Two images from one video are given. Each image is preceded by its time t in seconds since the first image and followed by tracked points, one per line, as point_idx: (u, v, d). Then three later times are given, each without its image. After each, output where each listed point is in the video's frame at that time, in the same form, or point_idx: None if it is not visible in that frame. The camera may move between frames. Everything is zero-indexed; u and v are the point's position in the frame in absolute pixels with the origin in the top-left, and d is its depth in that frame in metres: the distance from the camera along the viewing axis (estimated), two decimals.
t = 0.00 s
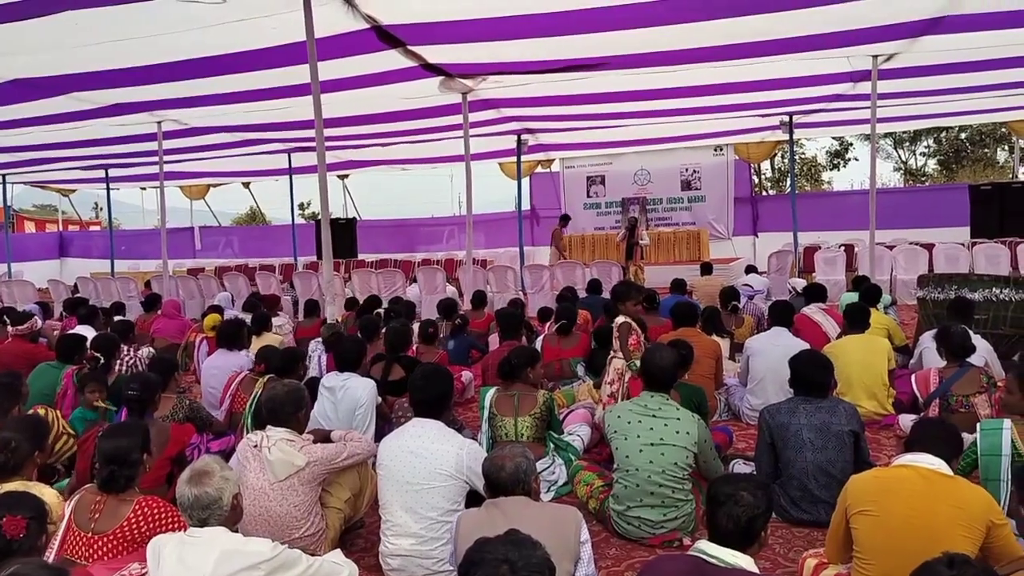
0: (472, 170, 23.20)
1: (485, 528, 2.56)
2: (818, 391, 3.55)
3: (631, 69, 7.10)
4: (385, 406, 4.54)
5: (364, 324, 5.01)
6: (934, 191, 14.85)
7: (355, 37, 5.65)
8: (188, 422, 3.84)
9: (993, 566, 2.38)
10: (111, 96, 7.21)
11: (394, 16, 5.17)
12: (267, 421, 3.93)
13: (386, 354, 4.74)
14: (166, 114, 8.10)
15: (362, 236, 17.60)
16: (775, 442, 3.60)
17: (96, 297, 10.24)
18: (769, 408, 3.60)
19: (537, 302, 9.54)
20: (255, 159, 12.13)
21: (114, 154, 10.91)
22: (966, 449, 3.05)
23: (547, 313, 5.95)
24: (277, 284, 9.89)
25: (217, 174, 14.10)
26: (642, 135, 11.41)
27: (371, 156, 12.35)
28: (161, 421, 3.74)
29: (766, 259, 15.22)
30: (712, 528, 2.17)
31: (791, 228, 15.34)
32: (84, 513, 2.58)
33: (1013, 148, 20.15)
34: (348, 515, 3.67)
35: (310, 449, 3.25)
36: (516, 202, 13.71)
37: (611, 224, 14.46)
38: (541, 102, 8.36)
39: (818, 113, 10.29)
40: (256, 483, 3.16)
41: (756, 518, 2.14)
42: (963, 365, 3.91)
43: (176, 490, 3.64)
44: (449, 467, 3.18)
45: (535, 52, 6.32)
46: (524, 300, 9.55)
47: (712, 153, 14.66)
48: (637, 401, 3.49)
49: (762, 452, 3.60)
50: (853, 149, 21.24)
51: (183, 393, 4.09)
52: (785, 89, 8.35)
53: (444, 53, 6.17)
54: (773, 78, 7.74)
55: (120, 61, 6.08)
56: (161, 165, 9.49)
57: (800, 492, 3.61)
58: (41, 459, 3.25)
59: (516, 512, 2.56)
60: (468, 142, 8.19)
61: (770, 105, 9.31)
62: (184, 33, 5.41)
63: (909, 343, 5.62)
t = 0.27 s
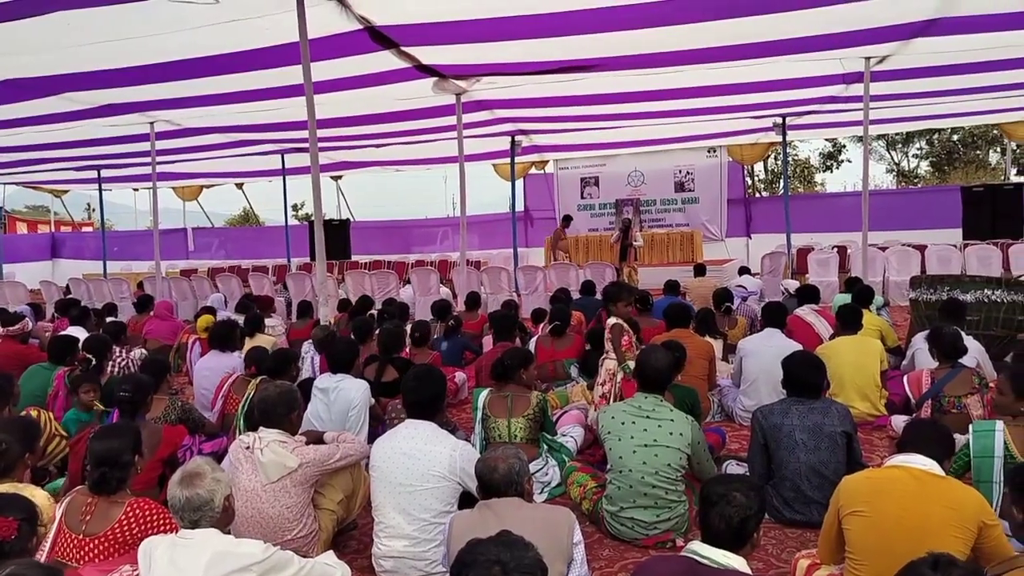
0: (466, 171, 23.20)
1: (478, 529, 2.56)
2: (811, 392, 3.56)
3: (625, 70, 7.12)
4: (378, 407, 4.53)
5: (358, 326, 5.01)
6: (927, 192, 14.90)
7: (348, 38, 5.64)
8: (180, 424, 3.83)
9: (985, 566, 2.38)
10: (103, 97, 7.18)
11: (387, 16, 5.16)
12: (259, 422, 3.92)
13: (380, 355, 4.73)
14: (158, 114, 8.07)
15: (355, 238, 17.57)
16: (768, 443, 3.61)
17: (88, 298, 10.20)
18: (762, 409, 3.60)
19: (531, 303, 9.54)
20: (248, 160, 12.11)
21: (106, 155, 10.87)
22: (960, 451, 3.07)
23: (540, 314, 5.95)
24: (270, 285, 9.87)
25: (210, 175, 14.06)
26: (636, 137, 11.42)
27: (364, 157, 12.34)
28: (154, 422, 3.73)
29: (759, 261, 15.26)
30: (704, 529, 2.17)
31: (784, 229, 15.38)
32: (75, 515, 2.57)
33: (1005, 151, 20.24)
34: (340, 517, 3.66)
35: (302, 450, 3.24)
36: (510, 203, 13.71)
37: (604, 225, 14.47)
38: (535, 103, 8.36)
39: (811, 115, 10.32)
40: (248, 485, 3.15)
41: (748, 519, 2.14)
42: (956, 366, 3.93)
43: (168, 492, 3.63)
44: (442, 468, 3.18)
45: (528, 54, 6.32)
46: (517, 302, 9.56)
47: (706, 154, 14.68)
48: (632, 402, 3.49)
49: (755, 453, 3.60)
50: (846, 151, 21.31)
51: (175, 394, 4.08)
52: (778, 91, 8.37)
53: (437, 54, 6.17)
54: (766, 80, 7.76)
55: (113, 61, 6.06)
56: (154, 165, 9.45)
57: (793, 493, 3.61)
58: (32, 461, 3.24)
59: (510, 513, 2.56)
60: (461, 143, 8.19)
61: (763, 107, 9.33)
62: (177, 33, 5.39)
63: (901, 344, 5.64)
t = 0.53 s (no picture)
0: (460, 170, 23.18)
1: (471, 527, 2.55)
2: (803, 391, 3.57)
3: (618, 69, 7.12)
4: (372, 406, 4.53)
5: (351, 324, 5.00)
6: (919, 192, 14.97)
7: (341, 36, 5.62)
8: (172, 424, 3.82)
9: (977, 563, 2.39)
10: (94, 95, 7.15)
11: (379, 15, 5.15)
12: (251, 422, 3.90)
13: (373, 354, 4.73)
14: (150, 113, 8.04)
15: (349, 237, 17.55)
16: (761, 442, 3.61)
17: (80, 297, 10.16)
18: (755, 408, 3.61)
19: (524, 302, 9.55)
20: (241, 158, 12.06)
21: (98, 154, 10.82)
22: (951, 451, 3.04)
23: (534, 313, 5.96)
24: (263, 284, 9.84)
25: (202, 174, 14.01)
26: (629, 136, 11.43)
27: (357, 156, 12.32)
28: (146, 422, 3.72)
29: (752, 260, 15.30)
30: (698, 526, 2.17)
31: (777, 229, 15.43)
32: (66, 515, 2.55)
33: (996, 150, 20.33)
34: (334, 516, 3.65)
35: (295, 449, 3.23)
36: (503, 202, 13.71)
37: (598, 224, 14.49)
38: (528, 102, 8.36)
39: (803, 114, 10.35)
40: (240, 484, 3.14)
41: (741, 518, 2.15)
42: (947, 365, 3.94)
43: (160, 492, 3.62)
44: (435, 467, 3.18)
45: (521, 53, 6.32)
46: (511, 301, 9.56)
47: (699, 153, 14.69)
48: (625, 401, 3.49)
49: (748, 451, 3.61)
50: (839, 150, 21.38)
51: (167, 394, 4.07)
52: (771, 90, 8.39)
53: (430, 52, 6.16)
54: (759, 79, 7.78)
55: (103, 60, 6.03)
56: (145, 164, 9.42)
57: (786, 491, 3.62)
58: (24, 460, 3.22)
59: (503, 512, 2.55)
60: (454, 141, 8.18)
61: (756, 106, 9.35)
62: (168, 31, 5.37)
63: (893, 342, 5.67)
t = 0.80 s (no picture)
0: (457, 168, 23.17)
1: (470, 526, 2.55)
2: (802, 389, 3.57)
3: (616, 67, 7.12)
4: (371, 404, 4.52)
5: (349, 322, 5.00)
6: (916, 190, 14.99)
7: (339, 33, 5.61)
8: (170, 421, 3.81)
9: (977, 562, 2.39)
10: (92, 92, 7.12)
11: (378, 12, 5.14)
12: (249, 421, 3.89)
13: (371, 352, 4.73)
14: (148, 110, 8.02)
15: (346, 235, 17.53)
16: (759, 440, 3.61)
17: (78, 295, 10.15)
18: (754, 406, 3.61)
19: (523, 300, 9.55)
20: (238, 156, 12.04)
21: (95, 151, 10.79)
22: (951, 451, 3.04)
23: (532, 311, 5.95)
24: (261, 282, 9.83)
25: (199, 171, 13.99)
26: (627, 134, 11.43)
27: (355, 154, 12.30)
28: (144, 419, 3.71)
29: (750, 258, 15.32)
30: (698, 524, 2.17)
31: (775, 227, 15.44)
32: (64, 512, 2.54)
33: (994, 149, 20.38)
34: (333, 514, 3.65)
35: (293, 447, 3.22)
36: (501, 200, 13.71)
37: (596, 222, 14.49)
38: (526, 100, 8.35)
39: (801, 113, 10.36)
40: (239, 482, 3.13)
41: (741, 517, 2.15)
42: (946, 364, 3.94)
43: (158, 490, 3.62)
44: (434, 465, 3.17)
45: (520, 50, 6.31)
46: (509, 299, 9.56)
47: (697, 152, 14.69)
48: (625, 399, 3.49)
49: (746, 449, 3.61)
50: (836, 149, 21.41)
51: (165, 391, 4.06)
52: (769, 89, 8.39)
53: (429, 50, 6.15)
54: (757, 77, 7.78)
55: (101, 56, 6.02)
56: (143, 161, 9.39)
57: (784, 489, 3.63)
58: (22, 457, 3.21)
59: (502, 512, 2.55)
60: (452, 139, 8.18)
61: (754, 104, 9.35)
62: (166, 28, 5.35)
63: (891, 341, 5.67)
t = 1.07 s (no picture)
0: (454, 166, 23.14)
1: (469, 526, 2.55)
2: (800, 389, 3.57)
3: (613, 66, 7.11)
4: (368, 403, 4.51)
5: (346, 320, 4.98)
6: (912, 189, 15.02)
7: (337, 31, 5.59)
8: (167, 419, 3.80)
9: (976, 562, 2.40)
10: (87, 88, 7.08)
11: (376, 9, 5.12)
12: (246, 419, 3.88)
13: (369, 350, 4.71)
14: (143, 106, 7.98)
15: (342, 232, 17.50)
16: (757, 440, 3.62)
17: (73, 291, 10.11)
18: (752, 406, 3.61)
19: (519, 298, 9.55)
20: (234, 152, 12.00)
21: (90, 147, 10.74)
22: (949, 452, 3.06)
23: (529, 310, 5.94)
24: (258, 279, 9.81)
25: (195, 168, 13.94)
26: (624, 132, 11.43)
27: (352, 151, 12.27)
28: (140, 417, 3.69)
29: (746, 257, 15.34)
30: (698, 525, 2.18)
31: (771, 226, 15.46)
32: (60, 511, 2.52)
33: (990, 148, 20.45)
34: (330, 513, 3.64)
35: (291, 446, 3.21)
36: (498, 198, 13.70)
37: (592, 221, 14.50)
38: (523, 98, 8.34)
39: (798, 112, 10.37)
40: (236, 481, 3.12)
41: (741, 518, 2.15)
42: (943, 364, 3.95)
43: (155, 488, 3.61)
44: (432, 464, 3.17)
45: (518, 49, 6.30)
46: (506, 297, 9.56)
47: (694, 150, 14.70)
48: (623, 399, 3.49)
49: (744, 449, 3.62)
50: (833, 148, 21.45)
51: (161, 389, 4.04)
52: (766, 88, 8.39)
53: (427, 47, 6.14)
54: (754, 76, 7.78)
55: (97, 53, 5.98)
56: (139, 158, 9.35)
57: (782, 489, 3.63)
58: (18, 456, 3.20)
59: (501, 512, 2.54)
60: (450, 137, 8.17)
61: (752, 103, 9.36)
62: (162, 24, 5.32)
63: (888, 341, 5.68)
